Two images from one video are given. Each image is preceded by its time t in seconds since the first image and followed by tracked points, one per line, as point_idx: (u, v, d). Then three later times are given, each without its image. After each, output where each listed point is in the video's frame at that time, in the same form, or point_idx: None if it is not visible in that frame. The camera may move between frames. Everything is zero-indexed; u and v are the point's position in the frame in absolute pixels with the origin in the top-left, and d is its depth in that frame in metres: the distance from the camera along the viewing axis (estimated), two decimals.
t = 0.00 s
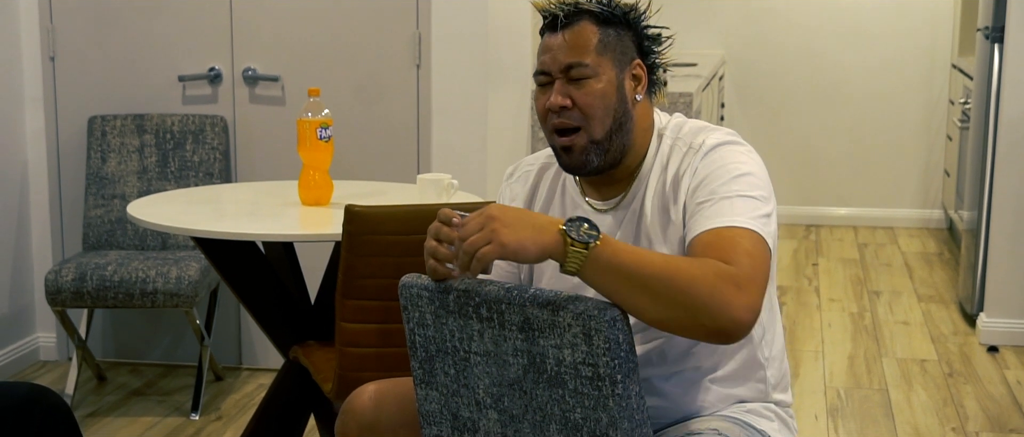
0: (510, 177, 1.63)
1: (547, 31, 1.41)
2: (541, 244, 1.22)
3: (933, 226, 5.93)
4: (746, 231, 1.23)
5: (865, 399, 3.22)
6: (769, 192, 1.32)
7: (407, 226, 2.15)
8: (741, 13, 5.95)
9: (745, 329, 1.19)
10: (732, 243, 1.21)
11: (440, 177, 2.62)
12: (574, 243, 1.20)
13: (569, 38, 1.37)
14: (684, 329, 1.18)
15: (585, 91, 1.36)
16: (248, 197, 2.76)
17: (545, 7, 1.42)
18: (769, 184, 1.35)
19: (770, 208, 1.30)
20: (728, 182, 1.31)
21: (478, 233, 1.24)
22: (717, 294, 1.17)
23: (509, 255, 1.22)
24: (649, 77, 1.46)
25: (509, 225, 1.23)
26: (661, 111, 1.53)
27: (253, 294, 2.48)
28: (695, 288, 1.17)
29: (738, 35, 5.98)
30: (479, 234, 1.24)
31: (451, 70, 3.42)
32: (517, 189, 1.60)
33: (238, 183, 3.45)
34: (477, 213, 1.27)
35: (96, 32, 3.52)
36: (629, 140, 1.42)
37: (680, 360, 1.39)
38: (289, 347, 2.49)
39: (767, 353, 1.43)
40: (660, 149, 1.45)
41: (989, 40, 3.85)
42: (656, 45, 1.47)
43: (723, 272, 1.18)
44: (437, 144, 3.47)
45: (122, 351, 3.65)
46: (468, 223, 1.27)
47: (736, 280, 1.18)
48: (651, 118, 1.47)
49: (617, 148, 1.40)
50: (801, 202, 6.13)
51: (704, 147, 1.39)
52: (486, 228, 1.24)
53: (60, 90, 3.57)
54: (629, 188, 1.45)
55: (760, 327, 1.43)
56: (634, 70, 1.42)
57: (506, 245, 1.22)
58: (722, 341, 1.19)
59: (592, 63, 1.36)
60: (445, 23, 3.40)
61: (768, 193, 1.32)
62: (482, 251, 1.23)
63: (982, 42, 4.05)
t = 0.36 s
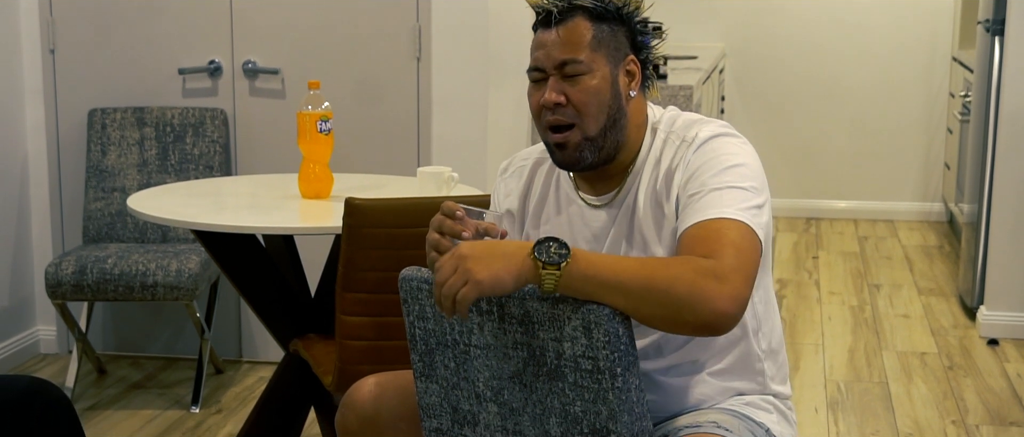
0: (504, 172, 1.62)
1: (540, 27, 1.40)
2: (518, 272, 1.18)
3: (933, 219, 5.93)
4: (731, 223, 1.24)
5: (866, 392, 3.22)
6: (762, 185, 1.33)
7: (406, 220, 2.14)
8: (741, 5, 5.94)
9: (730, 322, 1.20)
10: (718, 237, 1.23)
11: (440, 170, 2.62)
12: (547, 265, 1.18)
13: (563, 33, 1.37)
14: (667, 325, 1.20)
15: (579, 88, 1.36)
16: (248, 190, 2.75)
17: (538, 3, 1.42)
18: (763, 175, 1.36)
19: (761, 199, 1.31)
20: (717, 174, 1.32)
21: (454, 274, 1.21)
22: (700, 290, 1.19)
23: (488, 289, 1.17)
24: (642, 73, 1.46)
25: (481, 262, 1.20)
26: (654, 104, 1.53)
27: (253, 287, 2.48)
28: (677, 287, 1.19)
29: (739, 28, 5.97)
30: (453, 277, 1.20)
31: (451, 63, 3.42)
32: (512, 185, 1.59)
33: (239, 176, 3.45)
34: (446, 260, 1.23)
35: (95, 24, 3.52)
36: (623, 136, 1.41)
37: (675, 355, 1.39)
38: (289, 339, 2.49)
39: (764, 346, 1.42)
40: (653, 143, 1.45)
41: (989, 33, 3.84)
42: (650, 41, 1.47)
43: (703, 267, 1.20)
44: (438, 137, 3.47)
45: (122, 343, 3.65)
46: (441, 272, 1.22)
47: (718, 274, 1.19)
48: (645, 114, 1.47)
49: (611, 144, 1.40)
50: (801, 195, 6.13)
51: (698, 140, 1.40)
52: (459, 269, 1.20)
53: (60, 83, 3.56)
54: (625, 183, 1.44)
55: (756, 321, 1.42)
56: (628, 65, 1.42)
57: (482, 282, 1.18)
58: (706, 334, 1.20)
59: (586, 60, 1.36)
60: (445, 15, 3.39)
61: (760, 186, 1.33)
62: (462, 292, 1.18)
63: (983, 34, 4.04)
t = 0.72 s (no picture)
0: (501, 168, 1.62)
1: (537, 23, 1.40)
2: (519, 280, 1.18)
3: (933, 212, 5.93)
4: (734, 215, 1.24)
5: (866, 385, 3.23)
6: (761, 176, 1.33)
7: (405, 213, 2.14)
8: None
9: (734, 314, 1.20)
10: (720, 230, 1.23)
11: (440, 163, 2.62)
12: (545, 269, 1.17)
13: (561, 31, 1.36)
14: (672, 319, 1.19)
15: (576, 86, 1.36)
16: (248, 183, 2.75)
17: None
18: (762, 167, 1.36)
19: (761, 190, 1.31)
20: (719, 166, 1.32)
21: (459, 297, 1.20)
22: (702, 283, 1.18)
23: (491, 305, 1.17)
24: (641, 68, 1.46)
25: (483, 278, 1.20)
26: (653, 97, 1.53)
27: (253, 281, 2.48)
28: (678, 282, 1.19)
29: (739, 21, 5.96)
30: (460, 300, 1.20)
31: (451, 56, 3.41)
32: (509, 181, 1.59)
33: (239, 169, 3.45)
34: (451, 283, 1.23)
35: (95, 16, 3.51)
36: (621, 133, 1.41)
37: (675, 349, 1.39)
38: (288, 333, 2.49)
39: (763, 338, 1.42)
40: (653, 136, 1.44)
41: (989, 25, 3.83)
42: (649, 34, 1.46)
43: (704, 260, 1.20)
44: (438, 130, 3.46)
45: (122, 336, 3.65)
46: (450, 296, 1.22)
47: (720, 268, 1.19)
48: (643, 108, 1.47)
49: (608, 141, 1.40)
50: (801, 188, 6.13)
51: (698, 132, 1.40)
52: (463, 290, 1.20)
53: (60, 76, 3.56)
54: (624, 177, 1.43)
55: (756, 313, 1.42)
56: (626, 61, 1.41)
57: (485, 300, 1.18)
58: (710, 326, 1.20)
59: (584, 57, 1.36)
60: (445, 8, 3.39)
61: (760, 177, 1.33)
62: (472, 313, 1.18)
63: (984, 27, 4.03)
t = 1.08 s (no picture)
0: (505, 158, 1.62)
1: (551, 17, 1.39)
2: (522, 275, 1.18)
3: (934, 205, 5.93)
4: (738, 211, 1.24)
5: (866, 378, 3.23)
6: (768, 171, 1.34)
7: (404, 206, 2.14)
8: None
9: (735, 309, 1.20)
10: (723, 226, 1.23)
11: (440, 156, 2.61)
12: (548, 264, 1.17)
13: (576, 25, 1.36)
14: (671, 314, 1.19)
15: (592, 82, 1.36)
16: (248, 176, 2.75)
17: None
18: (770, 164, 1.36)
19: (768, 186, 1.32)
20: (726, 162, 1.32)
21: (461, 294, 1.20)
22: (703, 278, 1.18)
23: (495, 300, 1.17)
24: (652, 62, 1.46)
25: (485, 273, 1.19)
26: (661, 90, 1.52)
27: (253, 274, 2.48)
28: (680, 277, 1.19)
29: (740, 13, 5.95)
30: (462, 297, 1.19)
31: (451, 48, 3.40)
32: (514, 172, 1.59)
33: (239, 162, 3.44)
34: (451, 280, 1.22)
35: (95, 9, 3.50)
36: (633, 129, 1.41)
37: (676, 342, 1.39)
38: (288, 326, 2.49)
39: (763, 333, 1.43)
40: (662, 132, 1.44)
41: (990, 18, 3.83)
42: (659, 29, 1.46)
43: (706, 255, 1.20)
44: (438, 123, 3.46)
45: (122, 329, 3.65)
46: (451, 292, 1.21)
47: (721, 264, 1.19)
48: (653, 102, 1.46)
49: (620, 137, 1.40)
50: (802, 181, 6.13)
51: (708, 127, 1.40)
52: (466, 287, 1.20)
53: (60, 69, 3.55)
54: (632, 171, 1.43)
55: (757, 308, 1.42)
56: (640, 57, 1.41)
57: (489, 295, 1.17)
58: (710, 321, 1.20)
59: (599, 53, 1.36)
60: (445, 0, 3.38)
61: (768, 174, 1.33)
62: (476, 309, 1.18)
63: (984, 20, 4.02)
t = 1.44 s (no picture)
0: (517, 142, 1.61)
1: None
2: (521, 272, 1.17)
3: (934, 198, 5.92)
4: (742, 197, 1.25)
5: (866, 370, 3.23)
6: (779, 162, 1.34)
7: (404, 198, 2.14)
8: None
9: (734, 291, 1.20)
10: (724, 212, 1.23)
11: (441, 148, 2.61)
12: (547, 260, 1.16)
13: (601, 6, 1.36)
14: (671, 298, 1.19)
15: (613, 64, 1.36)
16: (249, 168, 2.75)
17: None
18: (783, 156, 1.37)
19: (778, 176, 1.32)
20: (735, 151, 1.32)
21: (460, 294, 1.20)
22: (702, 263, 1.18)
23: (494, 299, 1.17)
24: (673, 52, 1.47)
25: (483, 273, 1.19)
26: (680, 83, 1.53)
27: (254, 266, 2.48)
28: (679, 261, 1.19)
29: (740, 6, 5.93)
30: (462, 298, 1.19)
31: (451, 41, 3.39)
32: (525, 155, 1.58)
33: (238, 154, 3.44)
34: (450, 280, 1.22)
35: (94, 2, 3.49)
36: (650, 114, 1.42)
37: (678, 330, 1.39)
38: (289, 318, 2.49)
39: (763, 324, 1.43)
40: (677, 121, 1.44)
41: (990, 10, 3.82)
42: (681, 21, 1.48)
43: (705, 240, 1.20)
44: (438, 115, 3.45)
45: (123, 322, 3.65)
46: (450, 293, 1.21)
47: (720, 247, 1.19)
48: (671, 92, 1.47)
49: (637, 121, 1.40)
50: (802, 174, 6.13)
51: (722, 116, 1.40)
52: (465, 287, 1.19)
53: (59, 61, 3.55)
54: (646, 158, 1.43)
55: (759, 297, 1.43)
56: (662, 45, 1.42)
57: (488, 295, 1.17)
58: (711, 303, 1.20)
59: (622, 36, 1.36)
60: None
61: (779, 164, 1.34)
62: (476, 310, 1.18)
63: (985, 12, 4.01)
